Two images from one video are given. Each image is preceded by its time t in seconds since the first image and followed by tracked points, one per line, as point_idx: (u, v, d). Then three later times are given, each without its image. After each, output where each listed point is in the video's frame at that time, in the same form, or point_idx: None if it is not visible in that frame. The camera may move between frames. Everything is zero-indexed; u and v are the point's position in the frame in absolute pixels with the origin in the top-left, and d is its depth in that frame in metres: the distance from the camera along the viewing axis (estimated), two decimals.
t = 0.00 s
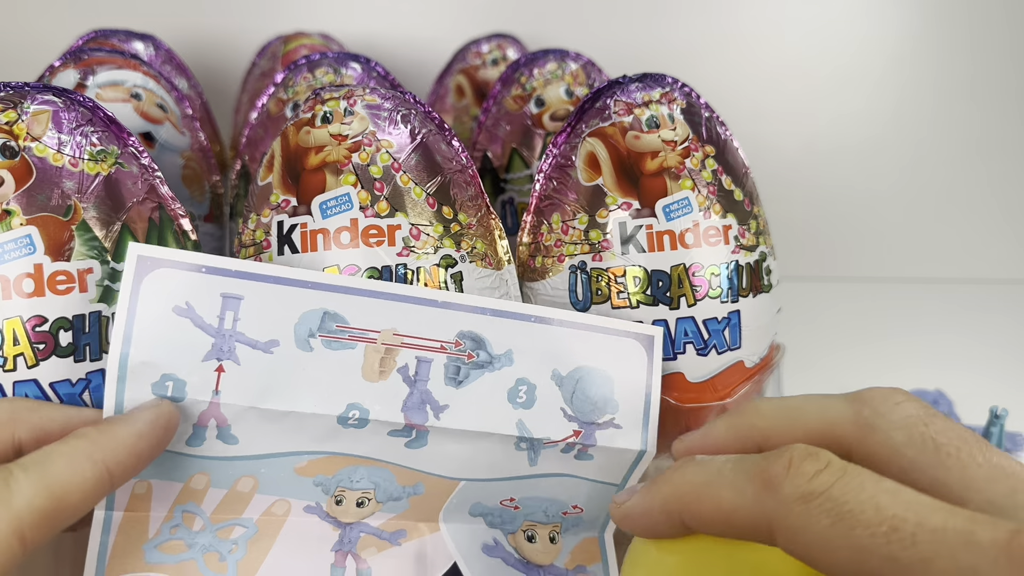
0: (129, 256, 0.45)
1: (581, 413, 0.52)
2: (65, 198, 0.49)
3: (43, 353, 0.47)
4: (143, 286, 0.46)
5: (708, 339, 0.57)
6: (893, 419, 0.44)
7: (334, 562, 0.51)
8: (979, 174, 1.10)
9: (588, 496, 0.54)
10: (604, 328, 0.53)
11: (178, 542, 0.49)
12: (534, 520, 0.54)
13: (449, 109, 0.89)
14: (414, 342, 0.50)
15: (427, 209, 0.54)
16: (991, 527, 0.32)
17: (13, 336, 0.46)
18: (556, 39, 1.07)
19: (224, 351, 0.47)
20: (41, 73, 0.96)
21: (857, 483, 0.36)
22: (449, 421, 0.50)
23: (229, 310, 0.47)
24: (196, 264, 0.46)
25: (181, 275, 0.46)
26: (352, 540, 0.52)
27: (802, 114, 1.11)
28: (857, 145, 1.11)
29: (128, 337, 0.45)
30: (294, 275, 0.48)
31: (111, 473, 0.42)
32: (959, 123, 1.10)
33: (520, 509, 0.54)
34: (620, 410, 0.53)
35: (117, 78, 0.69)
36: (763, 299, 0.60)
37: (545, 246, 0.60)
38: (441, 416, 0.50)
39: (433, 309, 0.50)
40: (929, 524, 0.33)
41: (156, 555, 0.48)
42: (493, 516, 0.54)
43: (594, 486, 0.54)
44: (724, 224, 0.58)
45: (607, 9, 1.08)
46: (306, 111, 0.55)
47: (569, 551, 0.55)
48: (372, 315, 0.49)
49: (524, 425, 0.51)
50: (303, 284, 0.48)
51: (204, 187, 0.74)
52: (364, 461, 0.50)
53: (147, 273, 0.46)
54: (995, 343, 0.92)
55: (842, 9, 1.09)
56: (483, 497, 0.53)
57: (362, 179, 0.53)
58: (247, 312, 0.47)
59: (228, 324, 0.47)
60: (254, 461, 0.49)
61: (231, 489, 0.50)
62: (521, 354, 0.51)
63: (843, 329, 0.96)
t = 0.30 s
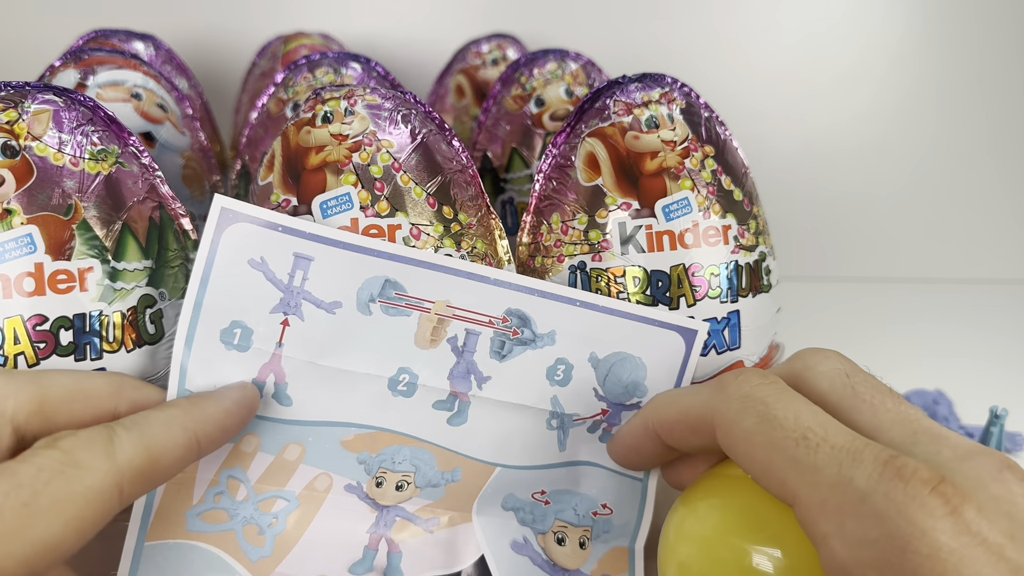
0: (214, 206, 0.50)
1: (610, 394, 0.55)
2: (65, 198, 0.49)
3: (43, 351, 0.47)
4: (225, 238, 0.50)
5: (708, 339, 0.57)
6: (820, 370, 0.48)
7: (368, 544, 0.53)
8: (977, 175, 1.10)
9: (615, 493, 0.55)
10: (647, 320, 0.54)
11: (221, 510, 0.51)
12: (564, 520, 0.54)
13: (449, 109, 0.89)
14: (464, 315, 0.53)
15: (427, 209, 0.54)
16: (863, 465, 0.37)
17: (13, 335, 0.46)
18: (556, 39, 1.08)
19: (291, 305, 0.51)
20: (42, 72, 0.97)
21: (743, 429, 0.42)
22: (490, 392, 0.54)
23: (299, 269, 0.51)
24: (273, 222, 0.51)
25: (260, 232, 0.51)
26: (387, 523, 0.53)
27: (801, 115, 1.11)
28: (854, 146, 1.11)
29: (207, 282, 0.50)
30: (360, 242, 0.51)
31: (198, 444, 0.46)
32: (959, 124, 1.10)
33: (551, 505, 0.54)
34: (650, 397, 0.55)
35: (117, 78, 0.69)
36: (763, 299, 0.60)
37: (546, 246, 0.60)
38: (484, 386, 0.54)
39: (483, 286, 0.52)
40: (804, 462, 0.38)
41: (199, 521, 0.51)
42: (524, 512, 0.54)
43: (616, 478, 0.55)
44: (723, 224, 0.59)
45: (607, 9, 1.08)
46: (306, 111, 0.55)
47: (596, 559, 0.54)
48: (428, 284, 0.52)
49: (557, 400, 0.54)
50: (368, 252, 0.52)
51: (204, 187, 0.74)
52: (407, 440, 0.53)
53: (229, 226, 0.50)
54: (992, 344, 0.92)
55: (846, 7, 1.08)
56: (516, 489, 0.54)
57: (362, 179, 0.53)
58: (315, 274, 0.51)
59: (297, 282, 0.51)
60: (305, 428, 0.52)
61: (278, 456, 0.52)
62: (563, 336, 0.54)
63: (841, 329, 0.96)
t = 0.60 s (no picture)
0: (201, 203, 0.48)
1: (618, 385, 0.52)
2: (62, 197, 0.49)
3: (40, 351, 0.47)
4: (213, 232, 0.48)
5: (706, 339, 0.57)
6: (895, 371, 0.46)
7: (376, 534, 0.53)
8: (979, 176, 1.09)
9: (624, 477, 0.54)
10: (643, 303, 0.53)
11: (225, 507, 0.50)
12: (570, 501, 0.54)
13: (449, 109, 0.89)
14: (461, 304, 0.50)
15: (423, 209, 0.54)
16: (947, 470, 0.35)
17: (10, 334, 0.46)
18: (557, 39, 1.07)
19: (283, 296, 0.49)
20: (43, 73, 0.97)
21: (814, 439, 0.40)
22: (490, 381, 0.50)
23: (290, 259, 0.49)
24: (261, 214, 0.49)
25: (251, 223, 0.48)
26: (393, 512, 0.53)
27: (802, 115, 1.11)
28: (856, 146, 1.11)
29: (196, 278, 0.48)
30: (350, 230, 0.49)
31: (194, 437, 0.45)
32: (961, 125, 1.09)
33: (557, 488, 0.54)
34: (656, 385, 0.53)
35: (116, 78, 0.69)
36: (761, 300, 0.60)
37: (544, 246, 0.60)
38: (484, 375, 0.51)
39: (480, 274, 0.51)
40: (881, 467, 0.37)
41: (203, 519, 0.50)
42: (529, 495, 0.54)
43: (627, 465, 0.54)
44: (722, 225, 0.58)
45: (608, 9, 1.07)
46: (304, 111, 0.55)
47: (602, 536, 0.55)
48: (422, 274, 0.50)
49: (563, 392, 0.51)
50: (360, 240, 0.50)
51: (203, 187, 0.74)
52: (408, 430, 0.51)
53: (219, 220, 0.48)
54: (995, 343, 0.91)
55: (846, 10, 1.08)
56: (522, 473, 0.53)
57: (359, 179, 0.53)
58: (306, 262, 0.49)
59: (288, 272, 0.49)
60: (304, 421, 0.50)
61: (278, 450, 0.51)
62: (561, 323, 0.52)
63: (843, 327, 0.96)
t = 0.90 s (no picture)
0: (281, 229, 0.48)
1: (673, 410, 0.52)
2: (61, 197, 0.49)
3: (40, 351, 0.47)
4: (292, 257, 0.48)
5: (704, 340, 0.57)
6: None
7: (440, 553, 0.52)
8: (976, 176, 1.11)
9: (673, 498, 0.54)
10: (702, 330, 0.52)
11: (297, 524, 0.50)
12: (619, 520, 0.54)
13: (449, 109, 0.89)
14: (524, 328, 0.50)
15: (423, 209, 0.54)
16: None
17: (9, 335, 0.46)
18: (557, 38, 1.07)
19: (355, 318, 0.49)
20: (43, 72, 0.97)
21: None
22: (552, 404, 0.51)
23: (363, 282, 0.49)
24: (337, 239, 0.48)
25: (327, 248, 0.49)
26: (454, 531, 0.52)
27: (801, 117, 1.11)
28: (857, 149, 1.12)
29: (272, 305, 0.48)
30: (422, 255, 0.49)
31: (264, 467, 0.43)
32: (959, 126, 1.10)
33: (608, 508, 0.53)
34: (710, 411, 0.53)
35: (116, 78, 0.68)
36: (761, 300, 0.60)
37: (544, 246, 0.60)
38: (546, 399, 0.51)
39: (541, 299, 0.50)
40: None
41: (276, 537, 0.49)
42: (581, 514, 0.53)
43: (681, 486, 0.53)
44: (722, 225, 0.58)
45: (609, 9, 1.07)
46: (304, 111, 0.55)
47: (653, 552, 0.54)
48: (488, 298, 0.50)
49: (622, 417, 0.51)
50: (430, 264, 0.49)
51: (203, 187, 0.74)
52: (471, 450, 0.51)
53: (296, 246, 0.48)
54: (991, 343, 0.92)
55: (846, 11, 1.07)
56: (575, 493, 0.53)
57: (358, 179, 0.53)
58: (379, 283, 0.49)
59: (361, 294, 0.49)
60: (370, 441, 0.50)
61: (345, 469, 0.50)
62: (620, 347, 0.52)
63: (843, 326, 0.96)
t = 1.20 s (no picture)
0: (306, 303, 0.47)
1: (713, 413, 0.52)
2: (62, 197, 0.49)
3: (40, 351, 0.47)
4: (321, 332, 0.47)
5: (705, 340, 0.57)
6: None
7: None
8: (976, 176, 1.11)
9: (725, 497, 0.53)
10: (730, 331, 0.51)
11: None
12: (678, 528, 0.53)
13: (449, 109, 0.89)
14: (558, 358, 0.50)
15: (423, 209, 0.54)
16: None
17: (10, 334, 0.46)
18: (557, 39, 1.07)
19: (393, 380, 0.48)
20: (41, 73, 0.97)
21: None
22: (597, 431, 0.50)
23: (395, 343, 0.48)
24: (363, 304, 0.48)
25: (356, 318, 0.48)
26: (523, 568, 0.51)
27: (802, 118, 1.11)
28: (856, 149, 1.12)
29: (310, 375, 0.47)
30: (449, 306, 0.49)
31: (332, 524, 0.44)
32: (959, 126, 1.10)
33: (665, 519, 0.52)
34: (748, 407, 0.52)
35: (116, 78, 0.69)
36: (761, 300, 0.60)
37: (544, 246, 0.60)
38: (589, 425, 0.50)
39: (570, 329, 0.50)
40: None
41: None
42: (640, 530, 0.52)
43: (729, 485, 0.53)
44: (722, 225, 0.58)
45: (609, 10, 1.07)
46: (304, 111, 0.56)
47: (716, 553, 0.53)
48: (519, 340, 0.49)
49: (663, 428, 0.51)
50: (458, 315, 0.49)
51: (203, 186, 0.74)
52: (523, 488, 0.50)
53: (323, 318, 0.47)
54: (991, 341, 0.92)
55: (846, 11, 1.07)
56: (632, 510, 0.52)
57: (359, 179, 0.53)
58: (413, 342, 0.48)
59: (395, 355, 0.48)
60: (426, 493, 0.49)
61: (407, 526, 0.50)
62: (654, 362, 0.51)
63: (844, 326, 0.96)
